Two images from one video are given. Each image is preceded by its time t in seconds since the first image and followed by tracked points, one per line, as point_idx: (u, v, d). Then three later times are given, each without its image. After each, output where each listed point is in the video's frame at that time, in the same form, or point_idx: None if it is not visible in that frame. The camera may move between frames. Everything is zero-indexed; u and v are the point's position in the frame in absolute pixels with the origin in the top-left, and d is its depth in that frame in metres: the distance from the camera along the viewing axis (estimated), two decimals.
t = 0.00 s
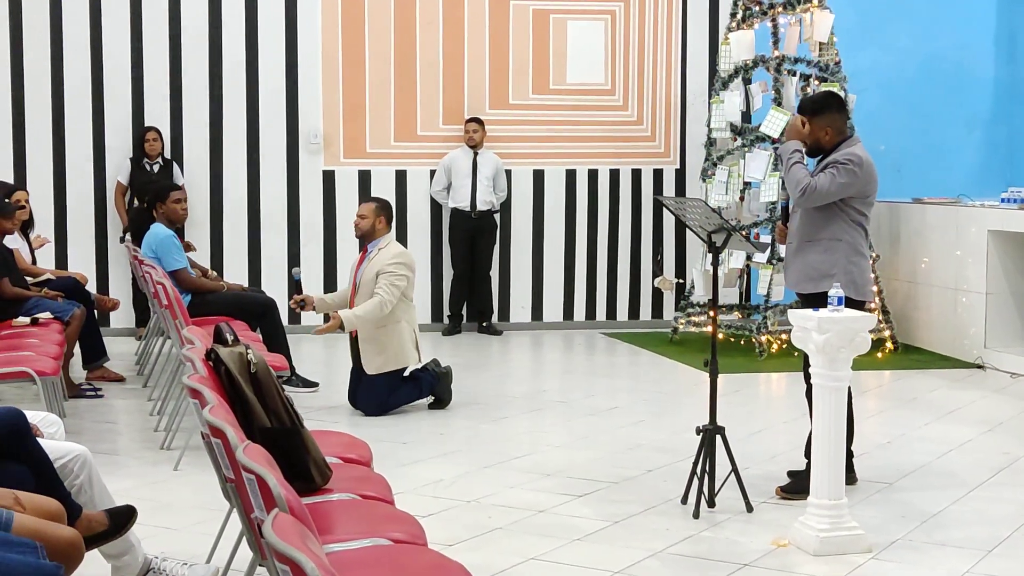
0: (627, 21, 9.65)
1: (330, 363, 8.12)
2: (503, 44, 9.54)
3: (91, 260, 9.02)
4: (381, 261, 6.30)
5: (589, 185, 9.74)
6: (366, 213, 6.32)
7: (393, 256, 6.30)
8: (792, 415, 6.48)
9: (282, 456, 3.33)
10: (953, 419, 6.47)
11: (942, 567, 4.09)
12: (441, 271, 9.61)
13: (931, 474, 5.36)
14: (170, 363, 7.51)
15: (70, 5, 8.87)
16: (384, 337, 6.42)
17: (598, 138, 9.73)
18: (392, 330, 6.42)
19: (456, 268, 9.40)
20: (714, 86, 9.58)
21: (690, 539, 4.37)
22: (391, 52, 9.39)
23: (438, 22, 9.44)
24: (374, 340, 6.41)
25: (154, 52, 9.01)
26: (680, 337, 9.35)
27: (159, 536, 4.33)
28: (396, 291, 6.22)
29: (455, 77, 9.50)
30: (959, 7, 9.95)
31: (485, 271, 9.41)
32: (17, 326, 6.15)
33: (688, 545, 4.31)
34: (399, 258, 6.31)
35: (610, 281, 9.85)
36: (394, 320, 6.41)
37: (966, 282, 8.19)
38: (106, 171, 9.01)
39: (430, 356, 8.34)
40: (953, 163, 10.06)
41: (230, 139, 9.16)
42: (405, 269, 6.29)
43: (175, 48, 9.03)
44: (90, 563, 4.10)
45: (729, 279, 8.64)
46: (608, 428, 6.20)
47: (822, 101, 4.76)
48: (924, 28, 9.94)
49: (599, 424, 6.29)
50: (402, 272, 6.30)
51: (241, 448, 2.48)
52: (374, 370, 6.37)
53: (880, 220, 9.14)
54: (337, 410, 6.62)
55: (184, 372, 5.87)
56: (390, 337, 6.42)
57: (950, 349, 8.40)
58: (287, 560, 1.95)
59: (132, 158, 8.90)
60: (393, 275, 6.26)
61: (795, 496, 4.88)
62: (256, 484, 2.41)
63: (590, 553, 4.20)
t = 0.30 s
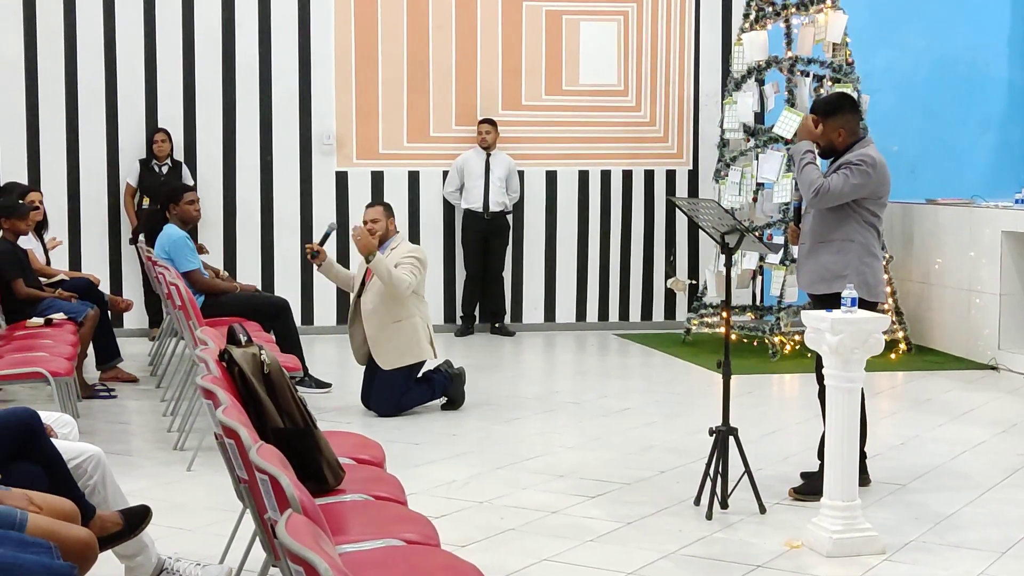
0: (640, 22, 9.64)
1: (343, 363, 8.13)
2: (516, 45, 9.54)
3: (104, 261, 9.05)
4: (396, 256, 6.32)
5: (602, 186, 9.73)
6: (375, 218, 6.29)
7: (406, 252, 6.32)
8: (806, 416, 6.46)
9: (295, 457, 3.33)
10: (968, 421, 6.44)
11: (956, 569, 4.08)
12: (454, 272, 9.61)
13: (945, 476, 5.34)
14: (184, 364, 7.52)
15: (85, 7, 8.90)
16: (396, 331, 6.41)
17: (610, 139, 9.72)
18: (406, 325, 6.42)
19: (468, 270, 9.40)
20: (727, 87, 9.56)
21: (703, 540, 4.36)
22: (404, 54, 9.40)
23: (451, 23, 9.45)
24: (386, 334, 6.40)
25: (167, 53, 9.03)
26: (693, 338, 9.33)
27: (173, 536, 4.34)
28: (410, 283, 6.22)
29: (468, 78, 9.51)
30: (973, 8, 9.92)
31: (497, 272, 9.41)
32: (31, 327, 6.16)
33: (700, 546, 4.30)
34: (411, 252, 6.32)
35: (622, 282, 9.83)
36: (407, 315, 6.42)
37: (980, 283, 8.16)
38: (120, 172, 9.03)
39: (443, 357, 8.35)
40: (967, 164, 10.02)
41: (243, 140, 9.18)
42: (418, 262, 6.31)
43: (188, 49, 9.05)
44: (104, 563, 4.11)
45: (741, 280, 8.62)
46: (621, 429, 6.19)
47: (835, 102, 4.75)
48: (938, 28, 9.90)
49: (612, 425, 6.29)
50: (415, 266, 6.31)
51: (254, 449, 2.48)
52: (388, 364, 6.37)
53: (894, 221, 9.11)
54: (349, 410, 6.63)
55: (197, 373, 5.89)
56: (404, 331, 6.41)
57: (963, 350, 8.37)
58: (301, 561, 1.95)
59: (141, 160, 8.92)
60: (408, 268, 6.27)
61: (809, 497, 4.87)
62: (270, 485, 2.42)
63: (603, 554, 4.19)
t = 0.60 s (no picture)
0: (652, 25, 9.64)
1: (355, 366, 8.14)
2: (528, 48, 9.55)
3: (118, 264, 9.08)
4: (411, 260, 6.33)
5: (614, 189, 9.74)
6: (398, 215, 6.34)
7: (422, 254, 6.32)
8: (819, 419, 6.45)
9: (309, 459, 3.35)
10: (981, 424, 6.42)
11: (970, 572, 4.07)
12: (466, 276, 9.62)
13: (960, 479, 5.32)
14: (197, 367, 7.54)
15: (98, 11, 8.94)
16: (410, 334, 6.41)
17: (622, 142, 9.72)
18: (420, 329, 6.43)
19: (481, 273, 9.41)
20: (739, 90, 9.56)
21: (716, 543, 4.36)
22: (417, 57, 9.42)
23: (463, 26, 9.46)
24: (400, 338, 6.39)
25: (180, 57, 9.06)
26: (706, 342, 9.32)
27: (188, 539, 4.35)
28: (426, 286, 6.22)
29: (481, 81, 9.52)
30: (986, 11, 9.89)
31: (510, 275, 9.42)
32: (46, 330, 6.19)
33: (714, 549, 4.30)
34: (428, 254, 6.33)
35: (635, 285, 9.83)
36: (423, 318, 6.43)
37: (993, 286, 8.14)
38: (133, 176, 9.06)
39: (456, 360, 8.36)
40: (979, 168, 10.00)
41: (256, 142, 9.21)
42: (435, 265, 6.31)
43: (202, 53, 9.08)
44: (119, 566, 4.13)
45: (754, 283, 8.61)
46: (634, 432, 6.19)
47: (848, 105, 4.76)
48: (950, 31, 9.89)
49: (625, 428, 6.28)
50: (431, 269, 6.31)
51: (268, 451, 2.49)
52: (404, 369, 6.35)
53: (907, 223, 9.10)
54: (362, 413, 6.64)
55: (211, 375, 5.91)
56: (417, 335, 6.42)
57: (977, 353, 8.35)
58: (315, 563, 1.96)
59: (150, 164, 8.96)
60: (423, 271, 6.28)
61: (822, 500, 4.86)
62: (285, 487, 2.43)
63: (616, 557, 4.19)
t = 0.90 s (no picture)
0: (662, 30, 9.64)
1: (365, 371, 8.14)
2: (538, 53, 9.56)
3: (129, 270, 9.11)
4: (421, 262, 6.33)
5: (624, 193, 9.73)
6: (411, 219, 6.34)
7: (433, 255, 6.33)
8: (830, 424, 6.43)
9: (319, 465, 3.35)
10: (993, 429, 6.40)
11: None
12: (477, 280, 9.62)
13: (971, 484, 5.30)
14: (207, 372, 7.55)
15: (110, 17, 8.97)
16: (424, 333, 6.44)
17: (633, 147, 9.72)
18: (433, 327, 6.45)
19: (491, 278, 9.41)
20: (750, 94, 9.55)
21: (726, 548, 4.35)
22: (427, 62, 9.43)
23: (473, 31, 9.47)
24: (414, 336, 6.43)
25: (191, 63, 9.09)
26: (716, 346, 9.31)
27: (198, 544, 4.35)
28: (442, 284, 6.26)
29: (491, 86, 9.53)
30: (999, 13, 9.82)
31: (520, 280, 9.41)
32: (57, 335, 6.21)
33: (724, 554, 4.29)
34: (438, 254, 6.34)
35: (645, 289, 9.82)
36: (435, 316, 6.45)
37: (1004, 290, 8.11)
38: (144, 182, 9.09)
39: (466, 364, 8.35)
40: (992, 171, 9.96)
41: (267, 148, 9.23)
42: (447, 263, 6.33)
43: (212, 59, 9.10)
44: (130, 571, 4.13)
45: (765, 287, 8.60)
46: (644, 436, 6.18)
47: (858, 108, 4.75)
48: (962, 34, 9.86)
49: (635, 433, 6.27)
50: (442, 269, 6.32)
51: (278, 457, 2.48)
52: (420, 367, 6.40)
53: (917, 227, 9.07)
54: (372, 418, 6.64)
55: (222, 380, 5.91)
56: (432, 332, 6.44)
57: (988, 357, 8.32)
58: (326, 569, 1.96)
59: (159, 169, 8.98)
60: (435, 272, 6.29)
61: (833, 505, 4.85)
62: (295, 492, 2.42)
63: (626, 562, 4.18)
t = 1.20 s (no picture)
0: (667, 36, 9.65)
1: (371, 378, 8.14)
2: (543, 59, 9.57)
3: (135, 276, 9.12)
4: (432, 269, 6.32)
5: (629, 199, 9.73)
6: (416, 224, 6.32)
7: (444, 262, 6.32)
8: (837, 430, 6.42)
9: (325, 471, 3.35)
10: (999, 434, 6.38)
11: None
12: (483, 286, 9.63)
13: (978, 489, 5.29)
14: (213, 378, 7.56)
15: (116, 24, 8.99)
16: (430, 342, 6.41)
17: (638, 153, 9.72)
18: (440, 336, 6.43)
19: (497, 284, 9.41)
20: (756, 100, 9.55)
21: (733, 554, 4.34)
22: (433, 68, 9.44)
23: (479, 37, 9.48)
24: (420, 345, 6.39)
25: (197, 70, 9.11)
26: (723, 352, 9.30)
27: (205, 551, 4.35)
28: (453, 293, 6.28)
29: (496, 92, 9.54)
30: (1004, 18, 9.84)
31: (527, 286, 9.41)
32: (64, 341, 6.22)
33: (731, 560, 4.28)
34: (449, 262, 6.33)
35: (651, 296, 9.82)
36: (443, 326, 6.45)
37: (1011, 295, 8.10)
38: (150, 189, 9.11)
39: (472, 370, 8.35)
40: (997, 176, 9.95)
41: (273, 154, 9.24)
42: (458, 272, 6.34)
43: (219, 66, 9.13)
44: None
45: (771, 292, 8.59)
46: (650, 442, 6.17)
47: (863, 113, 4.73)
48: (967, 39, 9.86)
49: (641, 439, 6.27)
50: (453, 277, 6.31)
51: (285, 463, 2.49)
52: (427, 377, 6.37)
53: (923, 232, 9.06)
54: (378, 424, 6.64)
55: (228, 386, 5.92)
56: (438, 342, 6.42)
57: (995, 363, 8.30)
58: None
59: (166, 176, 9.00)
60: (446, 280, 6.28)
61: (840, 511, 4.83)
62: (302, 498, 2.43)
63: (632, 568, 4.18)
